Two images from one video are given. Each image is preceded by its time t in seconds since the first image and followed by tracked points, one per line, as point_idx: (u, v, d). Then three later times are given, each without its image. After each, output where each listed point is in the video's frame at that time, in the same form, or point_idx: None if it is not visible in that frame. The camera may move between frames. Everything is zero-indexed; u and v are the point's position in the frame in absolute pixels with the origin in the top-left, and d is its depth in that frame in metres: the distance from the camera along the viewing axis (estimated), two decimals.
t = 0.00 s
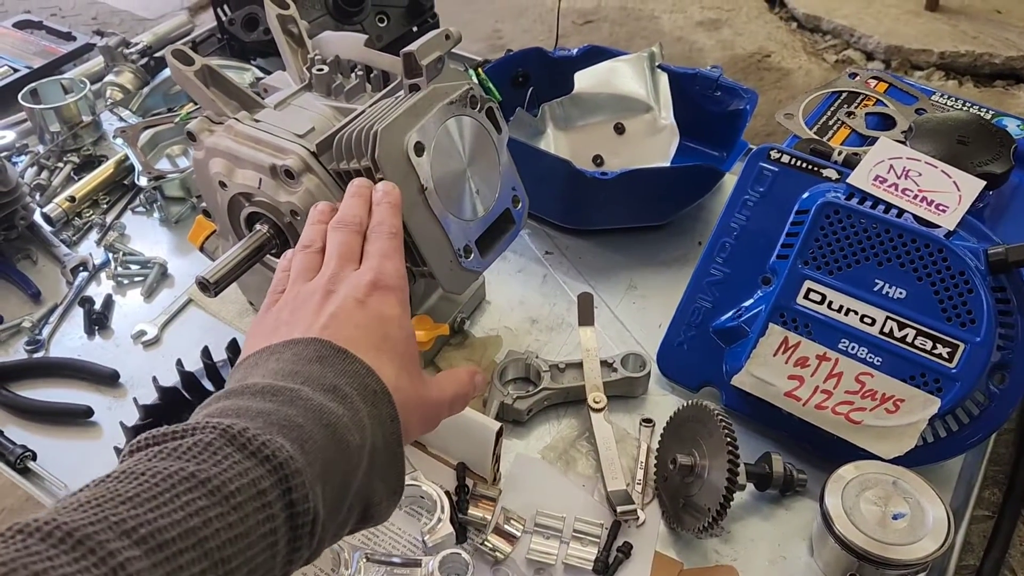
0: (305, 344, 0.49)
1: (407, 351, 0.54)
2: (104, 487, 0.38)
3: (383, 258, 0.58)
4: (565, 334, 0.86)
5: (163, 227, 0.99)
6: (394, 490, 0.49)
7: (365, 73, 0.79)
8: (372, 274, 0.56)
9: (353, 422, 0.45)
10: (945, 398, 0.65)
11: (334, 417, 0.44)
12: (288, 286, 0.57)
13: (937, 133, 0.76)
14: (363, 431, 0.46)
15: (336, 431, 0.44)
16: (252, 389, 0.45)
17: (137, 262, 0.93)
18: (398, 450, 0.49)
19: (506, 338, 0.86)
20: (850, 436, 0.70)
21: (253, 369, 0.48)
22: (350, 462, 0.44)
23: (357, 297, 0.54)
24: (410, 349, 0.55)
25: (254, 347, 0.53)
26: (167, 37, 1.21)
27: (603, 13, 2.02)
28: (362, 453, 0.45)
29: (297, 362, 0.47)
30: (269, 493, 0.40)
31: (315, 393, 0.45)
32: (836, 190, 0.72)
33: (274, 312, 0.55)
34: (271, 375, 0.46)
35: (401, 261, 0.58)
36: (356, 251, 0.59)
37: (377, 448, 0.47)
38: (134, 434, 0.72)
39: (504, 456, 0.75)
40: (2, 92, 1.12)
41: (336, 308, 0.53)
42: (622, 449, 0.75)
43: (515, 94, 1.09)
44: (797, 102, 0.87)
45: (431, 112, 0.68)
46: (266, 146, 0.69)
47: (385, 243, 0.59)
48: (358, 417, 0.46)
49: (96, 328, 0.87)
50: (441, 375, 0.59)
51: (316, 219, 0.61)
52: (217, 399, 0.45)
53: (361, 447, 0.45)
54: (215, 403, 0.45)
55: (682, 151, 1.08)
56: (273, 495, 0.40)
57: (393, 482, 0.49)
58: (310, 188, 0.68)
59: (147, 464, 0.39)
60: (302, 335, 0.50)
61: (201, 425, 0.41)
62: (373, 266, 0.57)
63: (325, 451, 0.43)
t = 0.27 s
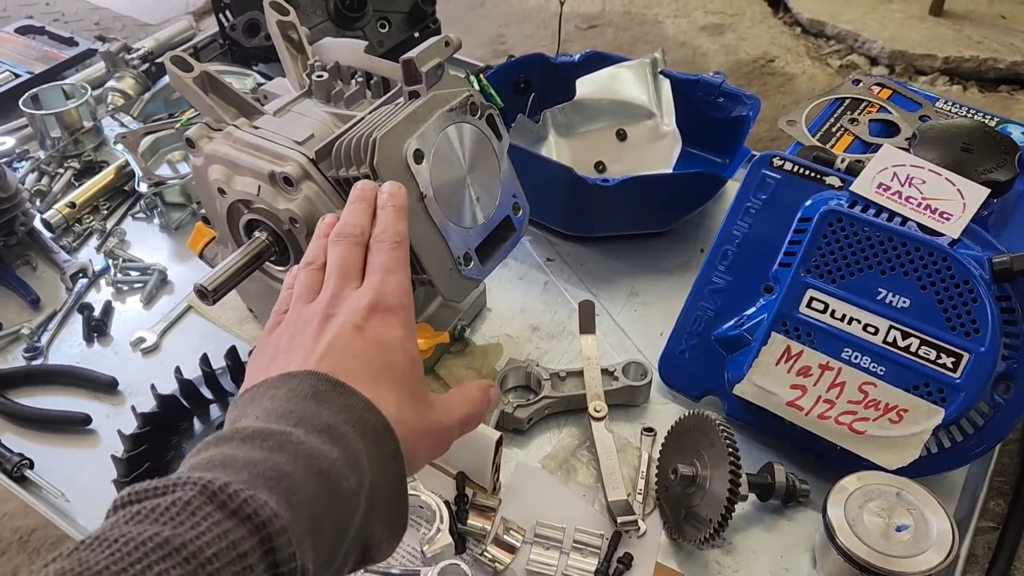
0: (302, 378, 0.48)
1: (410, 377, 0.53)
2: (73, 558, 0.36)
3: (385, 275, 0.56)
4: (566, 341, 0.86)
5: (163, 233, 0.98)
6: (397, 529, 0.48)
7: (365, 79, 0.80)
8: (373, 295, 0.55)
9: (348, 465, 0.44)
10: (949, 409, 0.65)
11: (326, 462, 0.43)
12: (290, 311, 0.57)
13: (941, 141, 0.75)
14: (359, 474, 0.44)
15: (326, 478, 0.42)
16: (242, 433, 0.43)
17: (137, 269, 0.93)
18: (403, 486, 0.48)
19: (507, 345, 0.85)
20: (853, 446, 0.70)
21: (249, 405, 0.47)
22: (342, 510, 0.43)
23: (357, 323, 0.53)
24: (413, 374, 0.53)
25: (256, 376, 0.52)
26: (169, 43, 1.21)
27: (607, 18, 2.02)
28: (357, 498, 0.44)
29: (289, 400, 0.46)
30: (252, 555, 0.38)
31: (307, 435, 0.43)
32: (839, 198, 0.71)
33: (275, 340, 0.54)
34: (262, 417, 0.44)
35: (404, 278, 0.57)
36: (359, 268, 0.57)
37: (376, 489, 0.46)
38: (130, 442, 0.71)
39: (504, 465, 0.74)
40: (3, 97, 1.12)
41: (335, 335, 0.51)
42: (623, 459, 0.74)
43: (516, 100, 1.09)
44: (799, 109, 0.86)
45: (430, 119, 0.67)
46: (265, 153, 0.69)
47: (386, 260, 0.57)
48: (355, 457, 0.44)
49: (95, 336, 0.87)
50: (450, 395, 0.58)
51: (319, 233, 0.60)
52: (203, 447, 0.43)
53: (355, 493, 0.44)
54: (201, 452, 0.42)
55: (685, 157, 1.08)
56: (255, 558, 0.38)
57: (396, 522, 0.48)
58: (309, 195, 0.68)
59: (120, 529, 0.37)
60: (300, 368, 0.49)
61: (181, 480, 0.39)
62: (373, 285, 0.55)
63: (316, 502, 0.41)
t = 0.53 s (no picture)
0: (290, 464, 0.46)
1: (406, 450, 0.51)
2: None
3: (379, 339, 0.53)
4: (567, 352, 0.86)
5: (164, 242, 0.98)
6: None
7: (366, 89, 0.79)
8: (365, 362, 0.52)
9: (334, 557, 0.42)
10: (951, 420, 0.64)
11: (308, 558, 0.41)
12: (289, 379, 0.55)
13: (943, 151, 0.75)
14: (346, 567, 0.43)
15: None
16: (223, 532, 0.42)
17: (138, 278, 0.93)
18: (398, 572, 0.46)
19: (507, 356, 0.85)
20: (855, 458, 0.69)
21: (238, 496, 0.46)
22: None
23: (349, 394, 0.51)
24: (411, 447, 0.51)
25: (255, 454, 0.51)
26: (172, 52, 1.22)
27: (610, 27, 2.03)
28: None
29: (275, 491, 0.44)
30: None
31: (290, 529, 0.42)
32: (841, 208, 0.71)
33: (274, 412, 0.54)
34: (246, 512, 0.43)
35: (400, 338, 0.54)
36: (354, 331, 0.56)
37: None
38: (131, 451, 0.72)
39: (504, 476, 0.74)
40: (6, 106, 1.13)
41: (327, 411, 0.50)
42: (623, 470, 0.74)
43: (518, 109, 1.08)
44: (801, 118, 0.86)
45: (431, 129, 0.67)
46: (265, 162, 0.69)
47: (380, 321, 0.54)
48: (342, 551, 0.43)
49: (95, 345, 0.87)
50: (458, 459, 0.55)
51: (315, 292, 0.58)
52: (189, 548, 0.42)
53: None
54: (186, 554, 0.42)
55: (686, 166, 1.07)
56: None
57: None
58: (309, 205, 0.68)
59: None
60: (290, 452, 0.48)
61: None
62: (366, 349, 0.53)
63: None
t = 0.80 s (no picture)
0: (241, 432, 0.45)
1: (368, 397, 0.49)
2: None
3: (324, 276, 0.49)
4: (567, 362, 0.86)
5: (168, 252, 1.00)
6: None
7: (369, 104, 0.79)
8: (310, 301, 0.49)
9: (291, 544, 0.41)
10: (946, 433, 0.65)
11: (264, 545, 0.40)
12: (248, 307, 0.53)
13: (939, 166, 0.76)
14: (306, 551, 0.42)
15: (263, 566, 0.40)
16: (172, 514, 0.40)
17: (142, 288, 0.94)
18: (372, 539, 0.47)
19: (507, 366, 0.86)
20: (851, 469, 0.70)
21: (195, 463, 0.45)
22: None
23: (297, 340, 0.48)
24: (374, 399, 0.49)
25: (222, 396, 0.51)
26: (176, 62, 1.23)
27: (612, 35, 2.04)
28: None
29: (227, 464, 0.43)
30: None
31: (244, 513, 0.41)
32: (838, 222, 0.72)
33: (238, 350, 0.52)
34: (198, 490, 0.42)
35: (348, 269, 0.49)
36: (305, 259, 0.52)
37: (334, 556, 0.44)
38: (133, 461, 0.72)
39: (504, 486, 0.75)
40: (13, 116, 1.14)
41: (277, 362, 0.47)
42: (622, 480, 0.75)
43: (518, 121, 1.09)
44: (798, 133, 0.87)
45: (432, 144, 0.68)
46: (269, 177, 0.70)
47: (322, 252, 0.49)
48: (303, 533, 0.42)
49: (100, 355, 0.88)
50: (436, 387, 0.53)
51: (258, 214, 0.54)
52: (137, 532, 0.40)
53: None
54: (134, 538, 0.40)
55: (686, 177, 1.08)
56: None
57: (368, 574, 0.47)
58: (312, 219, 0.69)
59: None
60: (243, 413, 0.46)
61: None
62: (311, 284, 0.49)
63: None
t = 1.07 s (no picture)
0: (175, 400, 0.43)
1: (313, 352, 0.45)
2: None
3: (252, 215, 0.45)
4: (565, 367, 0.87)
5: (170, 257, 1.01)
6: (336, 539, 0.47)
7: (369, 112, 0.80)
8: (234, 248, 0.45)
9: (228, 530, 0.40)
10: (940, 438, 0.65)
11: (197, 534, 0.39)
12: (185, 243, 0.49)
13: (934, 173, 0.77)
14: (247, 535, 0.41)
15: (196, 558, 0.39)
16: (98, 497, 0.39)
17: (144, 293, 0.95)
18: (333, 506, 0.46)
19: (505, 370, 0.87)
20: (845, 474, 0.71)
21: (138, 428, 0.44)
22: None
23: (227, 293, 0.45)
24: (322, 353, 0.46)
25: (171, 341, 0.49)
26: (181, 69, 1.24)
27: (614, 41, 2.05)
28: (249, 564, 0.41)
29: (160, 438, 0.41)
30: None
31: (176, 498, 0.40)
32: (833, 229, 0.72)
33: (181, 292, 0.50)
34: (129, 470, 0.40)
35: (277, 204, 0.45)
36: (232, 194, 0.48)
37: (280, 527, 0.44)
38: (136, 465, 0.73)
39: (501, 490, 0.75)
40: (19, 123, 1.15)
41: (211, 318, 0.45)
42: (618, 484, 0.75)
43: (518, 129, 1.10)
44: (795, 140, 0.88)
45: (432, 152, 0.69)
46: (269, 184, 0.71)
47: (242, 191, 0.45)
48: (245, 518, 0.41)
49: (103, 358, 0.89)
50: (402, 329, 0.49)
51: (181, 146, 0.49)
52: (69, 512, 0.40)
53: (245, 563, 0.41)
54: (67, 520, 0.40)
55: (685, 184, 1.09)
56: None
57: (325, 540, 0.47)
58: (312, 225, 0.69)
59: None
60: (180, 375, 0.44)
61: None
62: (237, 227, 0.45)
63: None
